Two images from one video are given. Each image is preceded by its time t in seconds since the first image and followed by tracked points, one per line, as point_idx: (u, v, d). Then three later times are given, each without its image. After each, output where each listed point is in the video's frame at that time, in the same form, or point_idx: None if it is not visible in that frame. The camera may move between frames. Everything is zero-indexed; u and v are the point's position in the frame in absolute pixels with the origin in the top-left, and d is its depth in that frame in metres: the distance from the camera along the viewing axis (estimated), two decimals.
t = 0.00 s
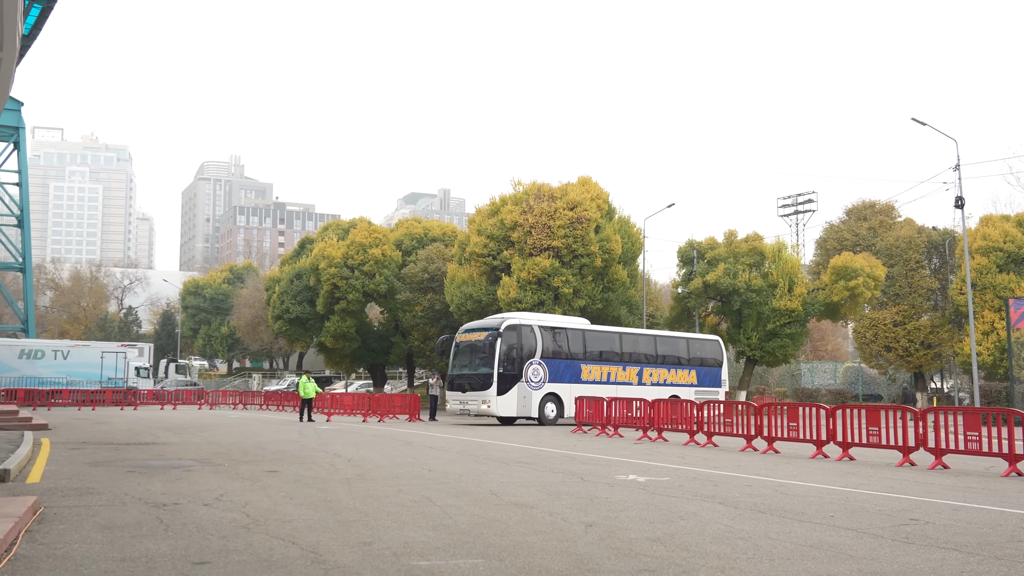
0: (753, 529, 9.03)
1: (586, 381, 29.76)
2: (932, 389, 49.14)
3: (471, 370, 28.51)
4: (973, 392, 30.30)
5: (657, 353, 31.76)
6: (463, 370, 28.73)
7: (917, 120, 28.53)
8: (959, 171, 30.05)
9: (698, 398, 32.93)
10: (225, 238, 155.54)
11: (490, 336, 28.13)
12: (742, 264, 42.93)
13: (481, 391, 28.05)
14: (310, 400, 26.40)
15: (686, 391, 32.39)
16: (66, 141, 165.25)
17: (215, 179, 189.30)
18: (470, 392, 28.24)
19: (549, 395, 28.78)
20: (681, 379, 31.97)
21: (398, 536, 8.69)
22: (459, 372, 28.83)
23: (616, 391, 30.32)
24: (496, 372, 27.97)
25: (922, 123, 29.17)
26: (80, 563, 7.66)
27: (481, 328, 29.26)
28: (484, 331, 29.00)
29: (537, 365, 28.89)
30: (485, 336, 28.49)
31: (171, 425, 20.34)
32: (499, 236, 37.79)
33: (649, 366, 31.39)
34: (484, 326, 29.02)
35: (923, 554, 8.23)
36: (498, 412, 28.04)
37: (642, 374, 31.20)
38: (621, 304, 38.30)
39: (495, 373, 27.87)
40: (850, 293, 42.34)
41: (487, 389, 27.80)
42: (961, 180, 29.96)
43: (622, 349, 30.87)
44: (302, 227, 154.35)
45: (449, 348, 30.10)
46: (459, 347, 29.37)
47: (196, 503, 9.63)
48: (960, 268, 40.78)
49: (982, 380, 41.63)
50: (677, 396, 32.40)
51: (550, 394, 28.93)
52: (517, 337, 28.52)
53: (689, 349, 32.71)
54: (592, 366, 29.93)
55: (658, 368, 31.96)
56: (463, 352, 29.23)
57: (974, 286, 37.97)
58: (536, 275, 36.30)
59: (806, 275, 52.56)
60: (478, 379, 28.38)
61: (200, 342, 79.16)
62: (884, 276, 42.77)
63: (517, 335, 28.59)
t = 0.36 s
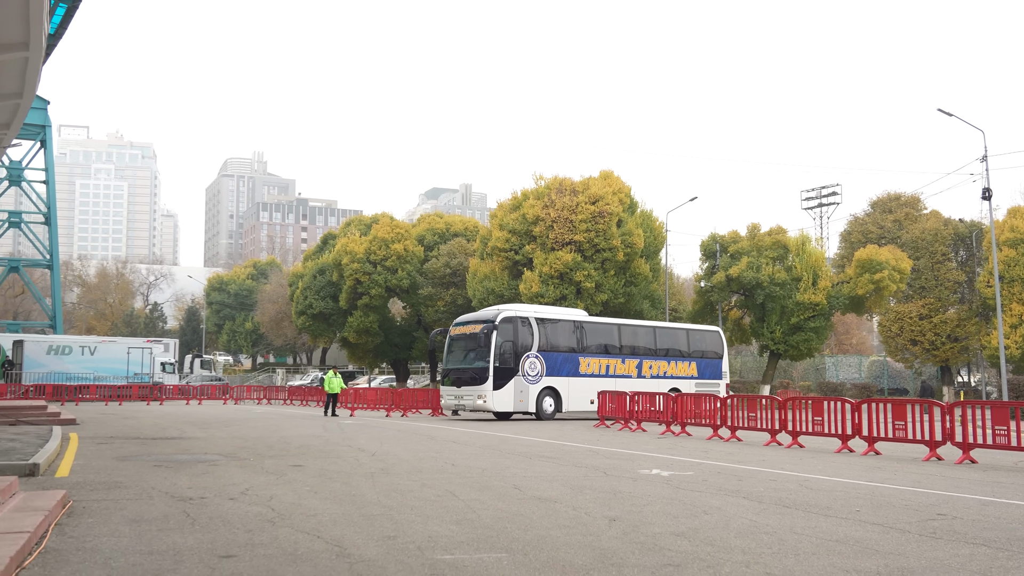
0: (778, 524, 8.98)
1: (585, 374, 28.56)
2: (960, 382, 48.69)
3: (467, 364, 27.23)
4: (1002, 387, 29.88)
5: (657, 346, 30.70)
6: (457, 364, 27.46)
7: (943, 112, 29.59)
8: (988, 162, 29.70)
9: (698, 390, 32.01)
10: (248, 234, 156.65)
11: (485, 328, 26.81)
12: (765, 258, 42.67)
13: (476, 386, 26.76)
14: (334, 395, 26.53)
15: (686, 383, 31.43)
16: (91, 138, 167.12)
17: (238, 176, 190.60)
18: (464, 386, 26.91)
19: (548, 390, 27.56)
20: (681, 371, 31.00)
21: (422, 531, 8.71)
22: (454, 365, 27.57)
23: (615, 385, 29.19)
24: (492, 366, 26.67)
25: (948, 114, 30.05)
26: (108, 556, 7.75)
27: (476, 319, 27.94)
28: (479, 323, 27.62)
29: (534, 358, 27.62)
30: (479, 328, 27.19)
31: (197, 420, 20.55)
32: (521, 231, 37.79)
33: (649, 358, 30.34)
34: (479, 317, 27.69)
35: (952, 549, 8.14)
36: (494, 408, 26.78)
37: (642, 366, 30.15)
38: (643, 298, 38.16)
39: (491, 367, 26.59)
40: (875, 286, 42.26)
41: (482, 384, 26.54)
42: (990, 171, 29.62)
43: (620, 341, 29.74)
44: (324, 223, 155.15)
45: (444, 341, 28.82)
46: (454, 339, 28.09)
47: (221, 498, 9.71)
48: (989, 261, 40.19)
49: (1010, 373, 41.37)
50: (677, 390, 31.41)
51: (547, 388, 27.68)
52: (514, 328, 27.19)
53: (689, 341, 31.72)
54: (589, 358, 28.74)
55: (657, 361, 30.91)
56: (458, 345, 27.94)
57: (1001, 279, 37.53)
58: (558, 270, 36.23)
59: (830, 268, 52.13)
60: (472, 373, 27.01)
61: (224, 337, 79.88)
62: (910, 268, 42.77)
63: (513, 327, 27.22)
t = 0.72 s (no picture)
0: (799, 525, 8.93)
1: (580, 373, 27.97)
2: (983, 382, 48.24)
3: (459, 363, 26.33)
4: None
5: (652, 344, 30.16)
6: (449, 363, 26.56)
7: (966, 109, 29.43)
8: (1012, 159, 29.35)
9: (694, 389, 31.47)
10: (267, 235, 157.36)
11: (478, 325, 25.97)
12: (785, 257, 42.44)
13: (469, 385, 25.88)
14: (352, 394, 26.63)
15: (683, 382, 30.88)
16: (111, 139, 168.49)
17: (257, 177, 191.58)
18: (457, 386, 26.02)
19: (542, 389, 26.78)
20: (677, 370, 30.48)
21: (441, 530, 8.73)
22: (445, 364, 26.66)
23: (611, 384, 28.63)
24: (485, 365, 25.80)
25: (971, 111, 30.49)
26: (130, 555, 7.81)
27: (468, 316, 27.08)
28: (471, 321, 26.77)
29: (529, 356, 26.92)
30: (472, 325, 26.33)
31: (217, 419, 20.68)
32: (539, 230, 37.75)
33: (645, 357, 29.80)
34: (471, 314, 26.86)
35: (975, 550, 8.07)
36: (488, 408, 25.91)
37: (638, 365, 29.63)
38: (662, 298, 38.04)
39: (485, 365, 25.73)
40: (896, 285, 41.90)
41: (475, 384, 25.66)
42: (1014, 169, 29.24)
43: (616, 339, 29.17)
44: (343, 223, 155.68)
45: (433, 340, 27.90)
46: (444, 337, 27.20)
47: (242, 497, 9.77)
48: (1012, 259, 39.66)
49: None
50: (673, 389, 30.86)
51: (542, 387, 27.03)
52: (507, 326, 26.41)
53: (685, 339, 31.21)
54: (584, 357, 28.15)
55: (652, 359, 30.35)
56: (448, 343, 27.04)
57: None
58: (577, 269, 36.17)
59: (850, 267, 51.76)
60: (464, 372, 26.12)
61: (244, 338, 80.39)
62: (932, 267, 42.31)
63: (507, 325, 26.45)
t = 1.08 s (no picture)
0: (814, 526, 8.89)
1: (570, 373, 27.32)
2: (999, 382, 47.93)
3: (445, 361, 25.55)
4: None
5: (642, 344, 29.61)
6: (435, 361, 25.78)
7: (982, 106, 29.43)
8: None
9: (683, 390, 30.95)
10: (280, 236, 157.82)
11: (465, 322, 25.19)
12: (798, 257, 42.39)
13: (456, 384, 25.12)
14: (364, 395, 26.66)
15: (672, 383, 30.34)
16: (125, 142, 169.52)
17: (271, 179, 192.28)
18: (443, 385, 25.31)
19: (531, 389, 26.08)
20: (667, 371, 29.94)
21: (455, 531, 8.73)
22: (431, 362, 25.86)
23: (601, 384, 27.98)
24: (472, 363, 25.04)
25: (985, 110, 30.72)
26: (145, 555, 7.85)
27: (454, 312, 26.31)
28: (458, 318, 26.03)
29: (518, 355, 26.22)
30: (459, 322, 25.55)
31: (230, 420, 20.75)
32: (551, 231, 37.82)
33: (635, 357, 29.22)
34: (458, 311, 26.08)
35: (992, 552, 8.01)
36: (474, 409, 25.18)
37: (628, 365, 29.03)
38: (674, 298, 37.93)
39: (472, 364, 24.97)
40: (910, 285, 41.62)
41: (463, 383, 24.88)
42: None
43: (606, 338, 28.55)
44: (355, 224, 155.93)
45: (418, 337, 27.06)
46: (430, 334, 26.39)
47: (256, 497, 9.80)
48: None
49: None
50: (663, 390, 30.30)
51: (531, 387, 26.31)
52: (495, 323, 25.66)
53: (674, 339, 30.69)
54: (574, 357, 27.52)
55: (642, 360, 29.75)
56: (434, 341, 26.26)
57: None
58: (589, 269, 36.18)
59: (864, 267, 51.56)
60: (451, 371, 25.36)
61: (257, 339, 80.81)
62: (946, 267, 41.98)
63: (496, 322, 25.74)
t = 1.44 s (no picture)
0: (830, 529, 8.86)
1: (560, 375, 26.32)
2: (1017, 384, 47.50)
3: (435, 363, 24.52)
4: None
5: (634, 345, 28.60)
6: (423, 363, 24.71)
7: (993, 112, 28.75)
8: None
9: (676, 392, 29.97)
10: (294, 239, 158.33)
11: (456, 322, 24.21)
12: (813, 258, 42.23)
13: (446, 387, 24.13)
14: (381, 399, 26.78)
15: (664, 384, 29.32)
16: (141, 145, 170.64)
17: (285, 181, 193.03)
18: (432, 387, 24.37)
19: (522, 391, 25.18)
20: (659, 371, 28.86)
21: (469, 533, 8.74)
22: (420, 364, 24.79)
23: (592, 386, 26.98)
24: (463, 365, 24.10)
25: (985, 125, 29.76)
26: (163, 557, 7.90)
27: (442, 312, 25.31)
28: (449, 317, 25.05)
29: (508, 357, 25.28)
30: (450, 322, 24.57)
31: (246, 423, 20.84)
32: (565, 233, 37.84)
33: (626, 357, 28.21)
34: (447, 310, 25.09)
35: (1011, 556, 7.94)
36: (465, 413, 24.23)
37: (619, 366, 28.01)
38: (688, 300, 37.85)
39: (463, 366, 24.01)
40: (926, 286, 41.29)
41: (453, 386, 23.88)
42: None
43: (597, 338, 27.57)
44: (370, 227, 156.23)
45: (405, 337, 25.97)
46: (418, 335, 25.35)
47: (272, 499, 9.84)
48: None
49: None
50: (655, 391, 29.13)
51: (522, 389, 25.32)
52: (486, 323, 24.75)
53: (666, 340, 29.59)
54: (565, 357, 26.59)
55: (635, 360, 28.76)
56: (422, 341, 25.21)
57: None
58: (603, 271, 36.16)
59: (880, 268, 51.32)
60: (441, 373, 24.38)
61: (272, 341, 81.11)
62: (963, 268, 41.57)
63: (486, 322, 24.83)
